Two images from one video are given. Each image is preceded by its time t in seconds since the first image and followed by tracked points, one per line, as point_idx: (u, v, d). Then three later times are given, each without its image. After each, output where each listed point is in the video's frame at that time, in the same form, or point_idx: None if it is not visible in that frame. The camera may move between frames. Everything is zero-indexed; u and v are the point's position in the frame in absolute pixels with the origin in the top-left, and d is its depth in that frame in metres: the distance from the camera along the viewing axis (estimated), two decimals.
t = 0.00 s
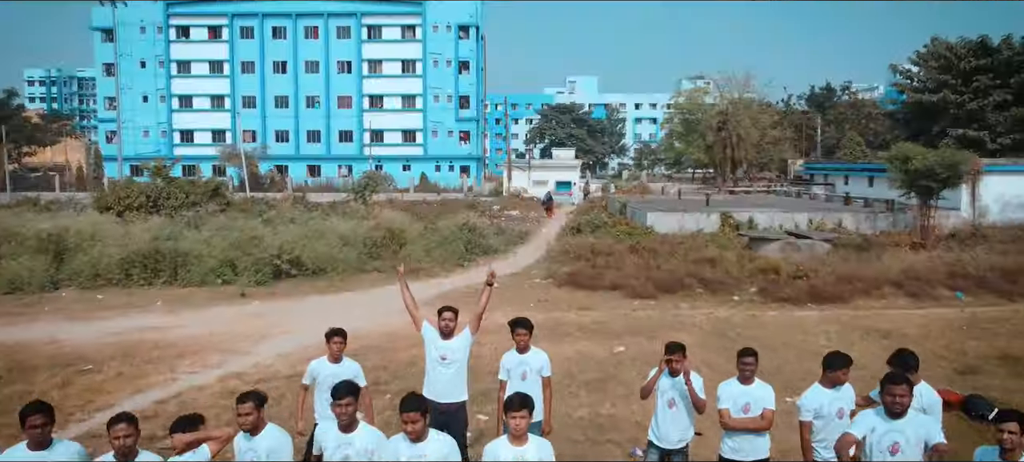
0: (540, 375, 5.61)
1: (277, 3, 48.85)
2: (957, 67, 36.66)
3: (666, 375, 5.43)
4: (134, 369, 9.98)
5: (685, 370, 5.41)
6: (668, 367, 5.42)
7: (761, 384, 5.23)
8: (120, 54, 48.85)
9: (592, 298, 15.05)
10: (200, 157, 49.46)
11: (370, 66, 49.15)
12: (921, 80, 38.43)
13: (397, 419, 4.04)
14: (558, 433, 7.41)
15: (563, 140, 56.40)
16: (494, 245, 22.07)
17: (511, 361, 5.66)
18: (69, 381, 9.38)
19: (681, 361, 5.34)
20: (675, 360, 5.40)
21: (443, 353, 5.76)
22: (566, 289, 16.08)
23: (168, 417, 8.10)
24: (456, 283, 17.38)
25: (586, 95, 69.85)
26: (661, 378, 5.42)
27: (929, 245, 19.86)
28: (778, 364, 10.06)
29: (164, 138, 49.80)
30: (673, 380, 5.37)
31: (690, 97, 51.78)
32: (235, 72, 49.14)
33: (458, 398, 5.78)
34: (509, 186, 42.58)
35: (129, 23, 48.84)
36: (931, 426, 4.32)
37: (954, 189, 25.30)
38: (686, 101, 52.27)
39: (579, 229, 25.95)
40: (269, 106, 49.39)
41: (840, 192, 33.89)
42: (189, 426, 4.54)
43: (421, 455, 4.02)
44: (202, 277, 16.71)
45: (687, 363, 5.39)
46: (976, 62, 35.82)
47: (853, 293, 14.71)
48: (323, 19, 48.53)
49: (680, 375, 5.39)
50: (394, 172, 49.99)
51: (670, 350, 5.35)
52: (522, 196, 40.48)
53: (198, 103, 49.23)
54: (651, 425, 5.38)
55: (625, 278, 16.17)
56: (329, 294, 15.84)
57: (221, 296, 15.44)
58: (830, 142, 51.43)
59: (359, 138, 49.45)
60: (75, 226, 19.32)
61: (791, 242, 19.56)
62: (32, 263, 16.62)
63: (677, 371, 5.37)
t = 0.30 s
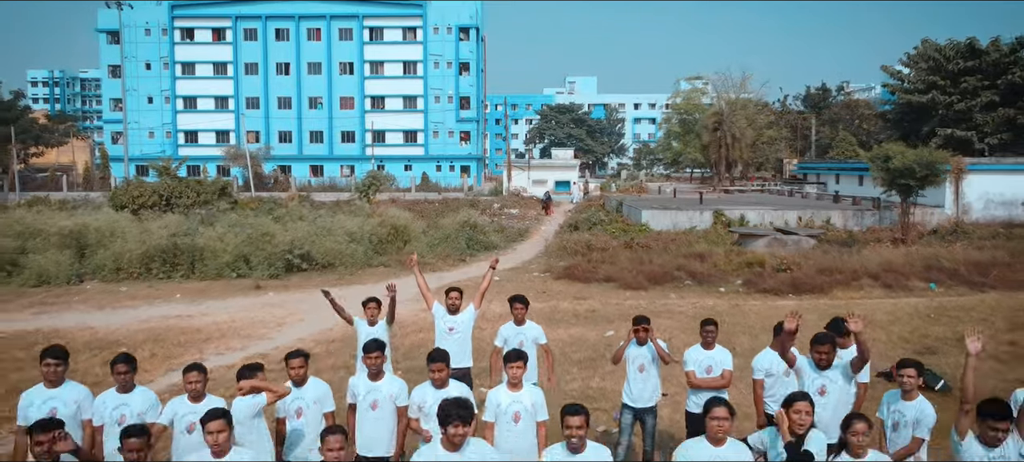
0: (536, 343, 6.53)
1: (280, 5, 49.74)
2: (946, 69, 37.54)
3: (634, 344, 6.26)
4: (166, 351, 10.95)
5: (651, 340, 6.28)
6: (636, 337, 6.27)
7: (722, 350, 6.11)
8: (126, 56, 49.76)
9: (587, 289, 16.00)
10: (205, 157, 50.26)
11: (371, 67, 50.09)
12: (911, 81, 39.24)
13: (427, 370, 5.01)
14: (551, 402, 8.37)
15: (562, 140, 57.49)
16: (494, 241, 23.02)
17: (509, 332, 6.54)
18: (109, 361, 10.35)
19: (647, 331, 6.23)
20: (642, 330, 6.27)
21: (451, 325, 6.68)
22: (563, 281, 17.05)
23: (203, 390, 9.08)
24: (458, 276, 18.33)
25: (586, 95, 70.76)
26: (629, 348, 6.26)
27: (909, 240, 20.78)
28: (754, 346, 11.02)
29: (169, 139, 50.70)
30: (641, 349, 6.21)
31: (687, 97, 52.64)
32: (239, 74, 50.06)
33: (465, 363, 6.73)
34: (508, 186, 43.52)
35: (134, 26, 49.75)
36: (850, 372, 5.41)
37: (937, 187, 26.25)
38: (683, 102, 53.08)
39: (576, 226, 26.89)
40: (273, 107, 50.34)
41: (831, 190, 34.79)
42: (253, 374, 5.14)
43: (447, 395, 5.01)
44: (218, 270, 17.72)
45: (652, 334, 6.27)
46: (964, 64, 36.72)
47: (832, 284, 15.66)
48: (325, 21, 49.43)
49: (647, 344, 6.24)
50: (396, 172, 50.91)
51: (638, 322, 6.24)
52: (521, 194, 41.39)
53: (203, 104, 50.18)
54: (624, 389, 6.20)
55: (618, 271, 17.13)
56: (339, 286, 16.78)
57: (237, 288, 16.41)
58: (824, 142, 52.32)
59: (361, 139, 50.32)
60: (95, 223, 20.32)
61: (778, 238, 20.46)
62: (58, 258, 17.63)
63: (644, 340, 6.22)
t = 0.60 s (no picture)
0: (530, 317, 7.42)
1: (283, 7, 50.66)
2: (935, 71, 38.50)
3: (607, 320, 7.13)
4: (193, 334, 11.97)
5: (620, 315, 7.13)
6: (608, 313, 7.11)
7: (689, 323, 7.03)
8: (131, 57, 50.70)
9: (581, 281, 16.99)
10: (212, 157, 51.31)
11: (373, 68, 51.04)
12: (902, 82, 40.14)
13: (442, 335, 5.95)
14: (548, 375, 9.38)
15: (562, 140, 58.37)
16: (495, 238, 23.99)
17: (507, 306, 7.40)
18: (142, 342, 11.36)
19: (617, 307, 7.05)
20: (613, 307, 7.10)
21: (457, 302, 7.63)
22: (559, 274, 18.04)
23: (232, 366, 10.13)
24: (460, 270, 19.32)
25: (585, 96, 71.69)
26: (602, 323, 7.13)
27: (891, 237, 21.76)
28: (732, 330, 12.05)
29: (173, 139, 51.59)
30: (613, 323, 7.08)
31: (684, 97, 53.54)
32: (244, 75, 51.01)
33: (471, 338, 7.70)
34: (509, 185, 44.50)
35: (139, 28, 50.68)
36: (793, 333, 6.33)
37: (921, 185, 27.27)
38: (681, 102, 53.93)
39: (574, 223, 27.88)
40: (276, 108, 51.24)
41: (822, 189, 35.73)
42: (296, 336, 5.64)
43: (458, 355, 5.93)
44: (233, 264, 18.68)
45: (622, 309, 7.11)
46: (953, 66, 37.69)
47: (811, 276, 16.68)
48: (328, 23, 50.36)
49: (617, 319, 7.10)
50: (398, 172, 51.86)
51: (609, 300, 7.05)
52: (521, 193, 42.33)
53: (206, 105, 51.14)
54: (599, 360, 7.12)
55: (612, 264, 18.12)
56: (348, 279, 17.78)
57: (252, 280, 17.42)
58: (818, 142, 53.26)
59: (363, 139, 51.25)
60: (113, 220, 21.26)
61: (765, 234, 21.43)
62: (82, 252, 18.61)
63: (614, 315, 7.07)
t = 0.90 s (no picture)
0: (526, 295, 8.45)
1: (286, 9, 51.62)
2: (924, 72, 39.39)
3: (586, 298, 8.00)
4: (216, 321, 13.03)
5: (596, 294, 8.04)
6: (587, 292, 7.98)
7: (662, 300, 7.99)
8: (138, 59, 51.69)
9: (576, 274, 18.05)
10: (217, 157, 52.12)
11: (375, 70, 52.04)
12: (891, 83, 41.05)
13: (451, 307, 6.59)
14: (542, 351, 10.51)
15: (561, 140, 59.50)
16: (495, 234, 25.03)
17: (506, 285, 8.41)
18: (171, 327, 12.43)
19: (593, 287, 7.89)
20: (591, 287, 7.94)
21: (460, 285, 8.35)
22: (556, 268, 19.08)
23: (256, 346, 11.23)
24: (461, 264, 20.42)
25: (583, 96, 72.68)
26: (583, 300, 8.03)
27: (874, 233, 22.78)
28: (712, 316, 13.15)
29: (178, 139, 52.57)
30: (591, 301, 7.97)
31: (680, 98, 54.53)
32: (248, 76, 52.01)
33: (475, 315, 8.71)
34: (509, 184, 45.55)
35: (145, 30, 51.65)
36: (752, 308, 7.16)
37: (906, 183, 28.31)
38: (677, 103, 54.86)
39: (571, 220, 28.88)
40: (280, 109, 52.27)
41: (813, 187, 36.71)
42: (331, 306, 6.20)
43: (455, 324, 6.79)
44: (247, 259, 19.76)
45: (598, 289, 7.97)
46: (941, 68, 38.62)
47: (792, 268, 17.75)
48: (330, 25, 51.35)
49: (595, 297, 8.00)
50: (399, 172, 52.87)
51: (586, 281, 7.90)
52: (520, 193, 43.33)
53: (211, 106, 52.15)
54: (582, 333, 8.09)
55: (605, 258, 19.16)
56: (356, 272, 18.84)
57: (266, 274, 18.49)
58: (813, 141, 54.25)
59: (365, 139, 52.25)
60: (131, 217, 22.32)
61: (753, 230, 22.44)
62: (105, 247, 19.74)
63: (592, 294, 7.95)
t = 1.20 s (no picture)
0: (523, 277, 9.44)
1: (289, 11, 52.70)
2: (912, 73, 40.52)
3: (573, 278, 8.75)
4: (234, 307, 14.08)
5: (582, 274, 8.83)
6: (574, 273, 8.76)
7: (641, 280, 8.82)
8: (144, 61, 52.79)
9: (571, 266, 19.10)
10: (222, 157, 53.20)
11: (377, 71, 53.10)
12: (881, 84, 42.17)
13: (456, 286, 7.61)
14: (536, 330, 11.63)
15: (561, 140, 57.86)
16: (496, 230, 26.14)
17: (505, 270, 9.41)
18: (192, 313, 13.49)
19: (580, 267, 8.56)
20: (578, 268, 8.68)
21: (464, 268, 8.95)
22: (552, 261, 20.15)
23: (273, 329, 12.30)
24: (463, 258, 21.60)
25: (582, 96, 73.79)
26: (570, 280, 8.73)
27: (857, 228, 23.92)
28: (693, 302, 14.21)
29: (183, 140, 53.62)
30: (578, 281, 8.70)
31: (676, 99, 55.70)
32: (252, 77, 53.09)
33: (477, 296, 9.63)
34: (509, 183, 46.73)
35: (151, 32, 52.75)
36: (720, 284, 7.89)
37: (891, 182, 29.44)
38: (674, 103, 55.93)
39: (569, 217, 30.03)
40: (283, 109, 53.38)
41: (804, 186, 37.86)
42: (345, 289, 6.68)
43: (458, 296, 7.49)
44: (260, 252, 20.91)
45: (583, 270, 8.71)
46: (929, 70, 39.85)
47: (774, 262, 18.90)
48: (333, 27, 52.47)
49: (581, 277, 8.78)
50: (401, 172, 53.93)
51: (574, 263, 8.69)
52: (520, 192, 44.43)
53: (216, 107, 53.20)
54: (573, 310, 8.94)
55: (599, 252, 20.23)
56: (362, 265, 19.93)
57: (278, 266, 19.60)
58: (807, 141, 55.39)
59: (368, 139, 53.32)
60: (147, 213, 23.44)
61: (741, 226, 23.61)
62: (125, 242, 20.95)
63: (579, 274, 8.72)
